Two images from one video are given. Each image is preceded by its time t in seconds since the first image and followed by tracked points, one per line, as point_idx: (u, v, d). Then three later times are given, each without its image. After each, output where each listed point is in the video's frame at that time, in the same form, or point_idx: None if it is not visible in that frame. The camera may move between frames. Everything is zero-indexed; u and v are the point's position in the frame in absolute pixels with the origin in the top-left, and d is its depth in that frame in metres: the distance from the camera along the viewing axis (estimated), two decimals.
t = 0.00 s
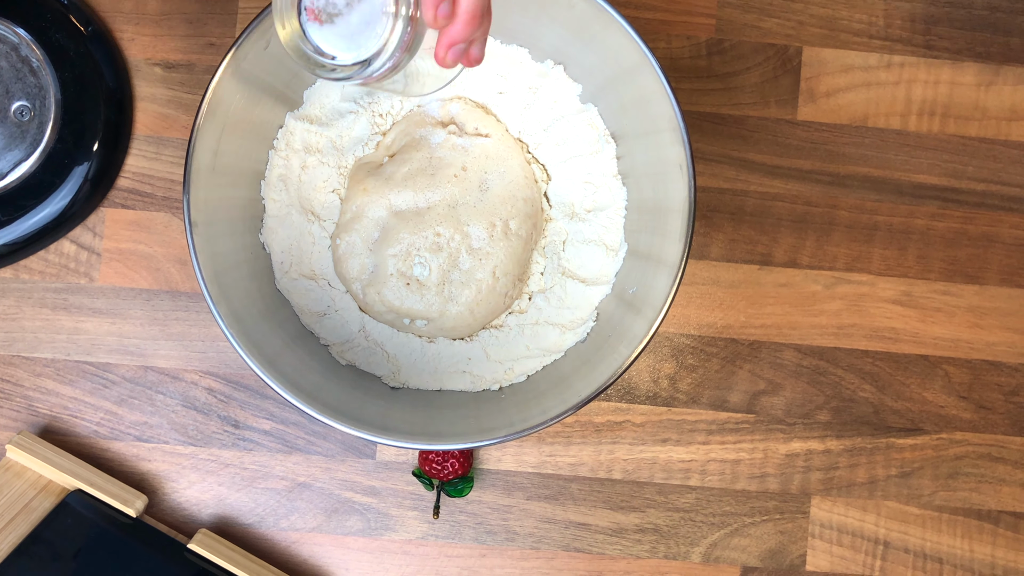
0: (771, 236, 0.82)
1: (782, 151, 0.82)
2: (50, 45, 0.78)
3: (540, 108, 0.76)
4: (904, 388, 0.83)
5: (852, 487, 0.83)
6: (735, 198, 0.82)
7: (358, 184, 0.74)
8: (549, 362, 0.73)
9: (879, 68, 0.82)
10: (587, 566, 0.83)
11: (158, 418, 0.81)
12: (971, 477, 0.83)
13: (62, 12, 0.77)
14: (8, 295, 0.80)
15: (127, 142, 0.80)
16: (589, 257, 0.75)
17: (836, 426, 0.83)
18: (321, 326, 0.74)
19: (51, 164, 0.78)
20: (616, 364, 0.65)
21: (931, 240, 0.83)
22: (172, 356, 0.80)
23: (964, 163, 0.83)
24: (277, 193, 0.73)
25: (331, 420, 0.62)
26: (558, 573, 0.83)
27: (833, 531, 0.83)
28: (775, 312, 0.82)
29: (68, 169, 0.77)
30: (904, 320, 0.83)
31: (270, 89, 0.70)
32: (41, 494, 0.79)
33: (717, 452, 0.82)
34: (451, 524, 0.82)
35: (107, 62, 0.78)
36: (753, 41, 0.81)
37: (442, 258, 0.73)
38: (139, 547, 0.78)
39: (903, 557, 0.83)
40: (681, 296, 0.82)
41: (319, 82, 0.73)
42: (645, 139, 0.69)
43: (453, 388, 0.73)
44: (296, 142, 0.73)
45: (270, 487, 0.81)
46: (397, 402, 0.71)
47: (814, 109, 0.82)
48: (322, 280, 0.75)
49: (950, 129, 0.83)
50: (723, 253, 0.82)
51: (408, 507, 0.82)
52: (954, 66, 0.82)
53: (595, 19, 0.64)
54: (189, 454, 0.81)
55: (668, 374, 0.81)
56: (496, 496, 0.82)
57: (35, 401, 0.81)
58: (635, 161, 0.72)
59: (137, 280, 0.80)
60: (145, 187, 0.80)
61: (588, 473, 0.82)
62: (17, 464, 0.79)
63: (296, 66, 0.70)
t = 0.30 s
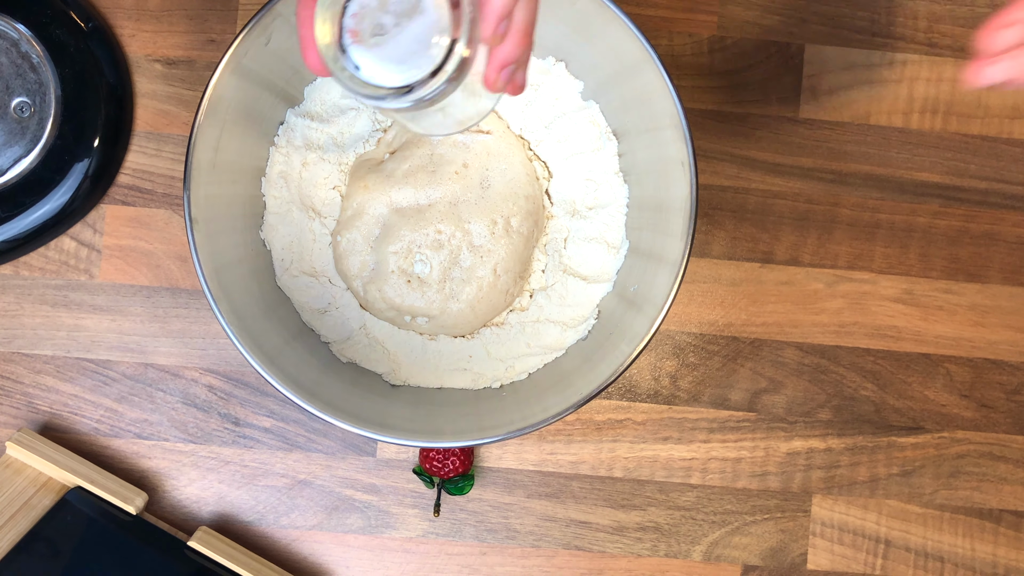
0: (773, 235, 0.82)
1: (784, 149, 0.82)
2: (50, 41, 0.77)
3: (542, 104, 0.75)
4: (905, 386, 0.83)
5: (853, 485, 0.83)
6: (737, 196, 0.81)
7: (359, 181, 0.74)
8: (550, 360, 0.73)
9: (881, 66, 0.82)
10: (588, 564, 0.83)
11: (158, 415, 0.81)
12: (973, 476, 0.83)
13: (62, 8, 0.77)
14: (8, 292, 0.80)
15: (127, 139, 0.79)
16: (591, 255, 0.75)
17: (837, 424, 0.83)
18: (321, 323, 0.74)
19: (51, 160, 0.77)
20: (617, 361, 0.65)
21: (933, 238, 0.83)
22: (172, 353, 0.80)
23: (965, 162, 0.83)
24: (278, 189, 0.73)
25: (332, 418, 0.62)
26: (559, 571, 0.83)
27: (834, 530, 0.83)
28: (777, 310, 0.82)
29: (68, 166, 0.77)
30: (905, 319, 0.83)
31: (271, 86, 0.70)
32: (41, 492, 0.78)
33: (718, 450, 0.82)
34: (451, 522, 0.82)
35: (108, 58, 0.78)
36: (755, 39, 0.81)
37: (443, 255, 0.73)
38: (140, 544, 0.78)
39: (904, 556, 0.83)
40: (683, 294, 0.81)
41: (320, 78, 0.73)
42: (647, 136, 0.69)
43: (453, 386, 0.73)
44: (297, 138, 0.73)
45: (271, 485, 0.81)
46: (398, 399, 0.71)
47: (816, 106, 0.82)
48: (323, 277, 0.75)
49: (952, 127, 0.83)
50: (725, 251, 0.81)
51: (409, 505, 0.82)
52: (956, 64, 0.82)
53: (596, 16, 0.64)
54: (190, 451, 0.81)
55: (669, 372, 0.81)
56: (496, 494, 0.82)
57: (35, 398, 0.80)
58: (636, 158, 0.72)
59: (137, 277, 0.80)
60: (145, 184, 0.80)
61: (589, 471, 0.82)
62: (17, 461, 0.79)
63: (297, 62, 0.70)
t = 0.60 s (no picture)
0: (772, 234, 0.82)
1: (783, 149, 0.81)
2: (49, 40, 0.77)
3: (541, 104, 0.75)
4: (904, 386, 0.83)
5: (852, 485, 0.83)
6: (737, 196, 0.81)
7: (359, 180, 0.74)
8: (549, 359, 0.73)
9: (881, 66, 0.82)
10: (587, 564, 0.83)
11: (157, 414, 0.81)
12: (972, 476, 0.83)
13: (61, 7, 0.77)
14: (7, 291, 0.80)
15: (127, 138, 0.79)
16: (590, 254, 0.75)
17: (837, 424, 0.83)
18: (320, 323, 0.74)
19: (50, 159, 0.77)
20: (616, 361, 0.65)
21: (932, 238, 0.83)
22: (172, 353, 0.80)
23: (965, 162, 0.83)
24: (277, 189, 0.73)
25: (331, 418, 0.62)
26: (558, 571, 0.83)
27: (833, 530, 0.83)
28: (776, 310, 0.82)
29: (67, 165, 0.77)
30: (905, 319, 0.83)
31: (270, 85, 0.70)
32: (40, 491, 0.78)
33: (717, 449, 0.82)
34: (450, 522, 0.82)
35: (107, 57, 0.78)
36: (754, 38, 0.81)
37: (443, 255, 0.73)
38: (139, 544, 0.78)
39: (904, 556, 0.83)
40: (682, 294, 0.81)
41: (320, 77, 0.73)
42: (646, 136, 0.69)
43: (453, 385, 0.73)
44: (296, 138, 0.73)
45: (269, 484, 0.81)
46: (396, 399, 0.71)
47: (816, 106, 0.82)
48: (322, 276, 0.75)
49: (952, 127, 0.82)
50: (724, 251, 0.81)
51: (408, 504, 0.82)
52: (956, 64, 0.82)
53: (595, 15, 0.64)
54: (189, 450, 0.81)
55: (668, 372, 0.81)
56: (495, 493, 0.82)
57: (34, 397, 0.80)
58: (636, 158, 0.72)
59: (137, 277, 0.80)
60: (145, 183, 0.80)
61: (588, 470, 0.82)
62: (16, 460, 0.79)
63: (296, 62, 0.71)
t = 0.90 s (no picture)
0: (772, 232, 0.82)
1: (784, 146, 0.81)
2: (50, 36, 0.77)
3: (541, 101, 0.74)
4: (904, 384, 0.83)
5: (852, 484, 0.83)
6: (737, 194, 0.81)
7: (359, 177, 0.74)
8: (549, 357, 0.73)
9: (882, 64, 0.82)
10: (586, 561, 0.83)
11: (157, 411, 0.81)
12: (972, 474, 0.83)
13: (62, 4, 0.77)
14: (8, 287, 0.80)
15: (127, 134, 0.79)
16: (590, 251, 0.75)
17: (837, 422, 0.83)
18: (321, 319, 0.74)
19: (51, 155, 0.77)
20: (616, 359, 0.65)
21: (933, 237, 0.83)
22: (172, 349, 0.80)
23: (966, 160, 0.83)
24: (278, 185, 0.73)
25: (331, 414, 0.62)
26: (557, 568, 0.83)
27: (833, 528, 0.83)
28: (776, 308, 0.82)
29: (68, 161, 0.77)
30: (905, 317, 0.83)
31: (271, 82, 0.70)
32: (40, 487, 0.78)
33: (717, 447, 0.82)
34: (450, 519, 0.82)
35: (107, 54, 0.78)
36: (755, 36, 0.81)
37: (443, 252, 0.73)
38: (140, 540, 0.78)
39: (904, 554, 0.83)
40: (682, 292, 0.81)
41: (320, 74, 0.74)
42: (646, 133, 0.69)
43: (453, 382, 0.73)
44: (296, 134, 0.73)
45: (269, 481, 0.81)
46: (395, 396, 0.70)
47: (817, 104, 0.82)
48: (322, 273, 0.75)
49: (953, 125, 0.82)
50: (724, 249, 0.81)
51: (407, 501, 0.82)
52: (957, 62, 0.82)
53: (595, 12, 0.63)
54: (189, 447, 0.81)
55: (668, 369, 0.81)
56: (495, 491, 0.82)
57: (34, 394, 0.80)
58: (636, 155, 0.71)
59: (137, 273, 0.80)
60: (145, 179, 0.80)
61: (588, 468, 0.82)
62: (15, 456, 0.78)
63: (297, 58, 0.71)
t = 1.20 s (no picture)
0: (773, 231, 0.82)
1: (784, 145, 0.81)
2: (50, 34, 0.77)
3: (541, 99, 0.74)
4: (904, 383, 0.83)
5: (852, 483, 0.83)
6: (738, 192, 0.81)
7: (359, 175, 0.74)
8: (549, 355, 0.73)
9: (882, 63, 0.82)
10: (586, 560, 0.83)
11: (157, 409, 0.81)
12: (972, 474, 0.83)
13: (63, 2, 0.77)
14: (8, 285, 0.80)
15: (128, 132, 0.79)
16: (591, 250, 0.75)
17: (837, 421, 0.83)
18: (321, 318, 0.74)
19: (51, 153, 0.77)
20: (617, 357, 0.65)
21: (933, 236, 0.83)
22: (172, 348, 0.80)
23: (966, 159, 0.83)
24: (278, 183, 0.73)
25: (331, 413, 0.62)
26: (558, 567, 0.83)
27: (832, 527, 0.83)
28: (776, 306, 0.82)
29: (68, 159, 0.77)
30: (905, 316, 0.83)
31: (271, 80, 0.70)
32: (39, 485, 0.78)
33: (717, 446, 0.82)
34: (450, 517, 0.82)
35: (108, 53, 0.78)
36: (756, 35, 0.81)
37: (443, 251, 0.73)
38: (140, 538, 0.78)
39: (904, 553, 0.83)
40: (682, 291, 0.81)
41: (320, 73, 0.74)
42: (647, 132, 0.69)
43: (453, 380, 0.73)
44: (296, 132, 0.74)
45: (269, 479, 0.81)
46: (395, 394, 0.70)
47: (817, 103, 0.82)
48: (322, 271, 0.75)
49: (953, 124, 0.82)
50: (724, 248, 0.81)
51: (407, 500, 0.82)
52: (958, 61, 0.82)
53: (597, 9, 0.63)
54: (189, 445, 0.81)
55: (668, 368, 0.81)
56: (495, 489, 0.82)
57: (34, 392, 0.80)
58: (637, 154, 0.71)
59: (137, 271, 0.80)
60: (145, 177, 0.80)
61: (588, 467, 0.82)
62: (15, 455, 0.78)
63: (297, 57, 0.71)
